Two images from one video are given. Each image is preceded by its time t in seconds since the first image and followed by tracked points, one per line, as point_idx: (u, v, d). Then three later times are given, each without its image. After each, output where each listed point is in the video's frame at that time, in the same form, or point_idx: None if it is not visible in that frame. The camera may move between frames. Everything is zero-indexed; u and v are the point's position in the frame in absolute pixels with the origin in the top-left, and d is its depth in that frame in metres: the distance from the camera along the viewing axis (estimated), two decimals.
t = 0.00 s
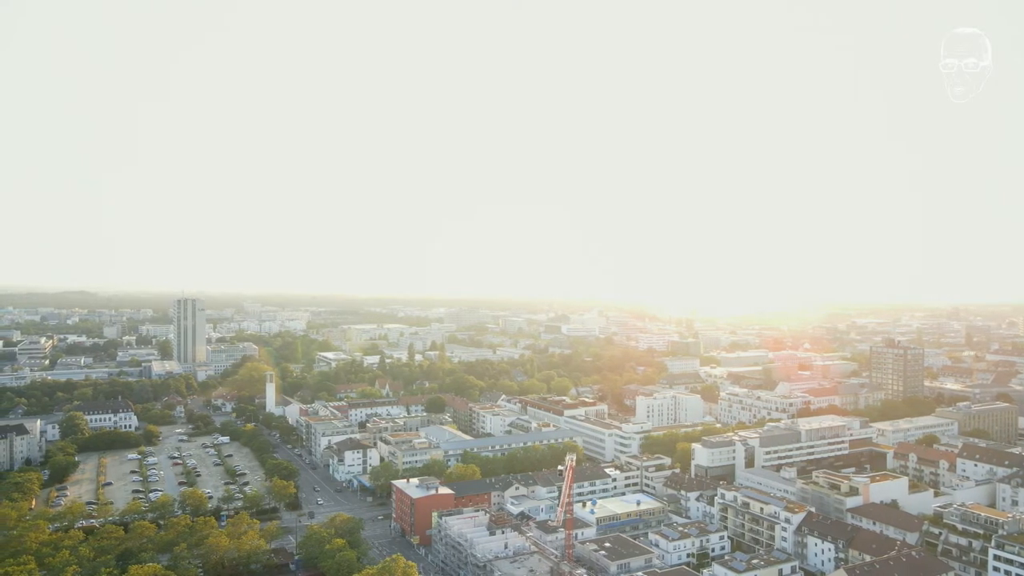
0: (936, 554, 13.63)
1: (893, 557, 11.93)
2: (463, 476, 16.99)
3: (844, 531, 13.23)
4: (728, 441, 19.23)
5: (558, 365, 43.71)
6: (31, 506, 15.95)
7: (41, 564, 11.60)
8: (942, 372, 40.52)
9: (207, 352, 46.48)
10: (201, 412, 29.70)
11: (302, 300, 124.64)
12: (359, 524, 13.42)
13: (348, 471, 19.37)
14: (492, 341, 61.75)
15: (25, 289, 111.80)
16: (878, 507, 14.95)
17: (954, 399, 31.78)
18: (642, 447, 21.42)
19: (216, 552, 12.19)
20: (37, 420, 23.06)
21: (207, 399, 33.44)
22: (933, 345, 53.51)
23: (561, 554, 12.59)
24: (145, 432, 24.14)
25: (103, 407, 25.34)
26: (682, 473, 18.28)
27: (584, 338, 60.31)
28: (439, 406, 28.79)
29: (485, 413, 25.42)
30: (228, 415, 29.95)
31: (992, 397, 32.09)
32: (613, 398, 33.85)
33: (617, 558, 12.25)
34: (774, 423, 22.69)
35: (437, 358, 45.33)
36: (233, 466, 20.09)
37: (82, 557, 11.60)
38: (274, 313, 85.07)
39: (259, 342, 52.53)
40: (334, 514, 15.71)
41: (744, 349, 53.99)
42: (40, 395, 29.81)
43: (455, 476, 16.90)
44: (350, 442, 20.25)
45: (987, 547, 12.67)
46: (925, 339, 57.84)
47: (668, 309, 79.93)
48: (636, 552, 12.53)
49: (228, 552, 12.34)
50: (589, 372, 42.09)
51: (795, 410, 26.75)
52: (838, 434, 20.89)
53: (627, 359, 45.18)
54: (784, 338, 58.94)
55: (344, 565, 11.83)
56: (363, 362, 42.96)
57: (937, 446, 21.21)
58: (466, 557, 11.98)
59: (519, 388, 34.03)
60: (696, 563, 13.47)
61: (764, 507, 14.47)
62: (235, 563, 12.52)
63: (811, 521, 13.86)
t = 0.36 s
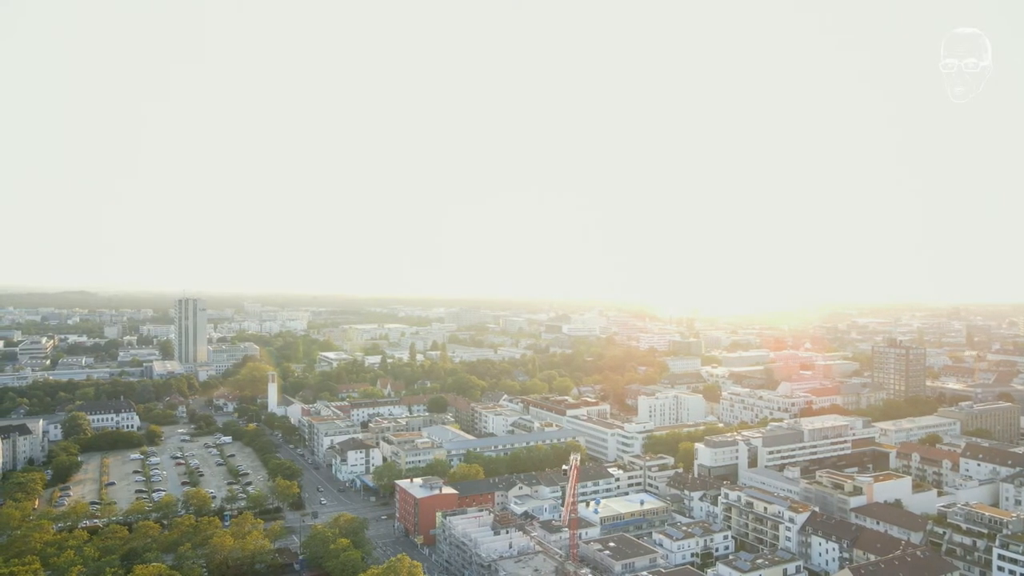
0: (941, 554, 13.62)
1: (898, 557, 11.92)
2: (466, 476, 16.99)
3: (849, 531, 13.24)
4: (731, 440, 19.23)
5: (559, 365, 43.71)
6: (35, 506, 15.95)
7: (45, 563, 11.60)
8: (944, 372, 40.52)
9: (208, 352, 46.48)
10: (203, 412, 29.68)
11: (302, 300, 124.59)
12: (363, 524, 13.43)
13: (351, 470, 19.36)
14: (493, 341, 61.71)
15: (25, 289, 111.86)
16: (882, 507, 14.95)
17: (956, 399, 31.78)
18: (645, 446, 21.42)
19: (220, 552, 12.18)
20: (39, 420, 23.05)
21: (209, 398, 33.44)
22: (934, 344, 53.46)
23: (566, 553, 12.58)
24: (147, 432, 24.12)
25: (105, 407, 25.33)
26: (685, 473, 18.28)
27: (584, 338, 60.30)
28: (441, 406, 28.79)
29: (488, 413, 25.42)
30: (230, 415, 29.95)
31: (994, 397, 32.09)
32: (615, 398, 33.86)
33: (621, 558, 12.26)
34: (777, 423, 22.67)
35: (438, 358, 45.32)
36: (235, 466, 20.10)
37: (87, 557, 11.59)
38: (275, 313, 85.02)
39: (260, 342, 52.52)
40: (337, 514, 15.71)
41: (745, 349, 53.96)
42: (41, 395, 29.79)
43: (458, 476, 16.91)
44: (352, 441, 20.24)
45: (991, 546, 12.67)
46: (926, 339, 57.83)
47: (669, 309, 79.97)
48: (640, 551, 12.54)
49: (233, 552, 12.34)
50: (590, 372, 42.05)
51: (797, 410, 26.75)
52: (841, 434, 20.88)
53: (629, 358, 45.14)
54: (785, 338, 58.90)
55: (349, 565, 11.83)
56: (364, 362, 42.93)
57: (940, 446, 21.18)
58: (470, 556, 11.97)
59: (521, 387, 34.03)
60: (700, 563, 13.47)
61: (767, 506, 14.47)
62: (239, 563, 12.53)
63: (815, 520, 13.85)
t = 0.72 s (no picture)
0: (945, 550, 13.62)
1: (902, 554, 11.90)
2: (469, 473, 17.01)
3: (853, 527, 13.25)
4: (734, 437, 19.25)
5: (560, 362, 43.74)
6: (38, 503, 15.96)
7: (50, 560, 11.60)
8: (945, 369, 40.54)
9: (209, 349, 46.48)
10: (205, 410, 29.70)
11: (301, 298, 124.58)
12: (367, 521, 13.44)
13: (354, 468, 19.39)
14: (494, 338, 61.73)
15: (25, 286, 111.90)
16: (885, 503, 14.97)
17: (957, 396, 31.81)
18: (647, 443, 21.42)
19: (224, 549, 12.18)
20: (42, 417, 23.07)
21: (211, 395, 33.45)
22: (935, 341, 53.45)
23: (570, 550, 12.58)
24: (150, 429, 24.14)
25: (107, 404, 25.33)
26: (688, 469, 18.31)
27: (585, 335, 60.33)
28: (443, 403, 28.83)
29: (490, 410, 25.43)
30: (232, 413, 29.97)
31: (995, 394, 32.12)
32: (617, 395, 33.88)
33: (625, 554, 12.27)
34: (779, 420, 22.70)
35: (439, 355, 45.36)
36: (238, 463, 20.11)
37: (92, 554, 11.59)
38: (275, 310, 85.01)
39: (261, 339, 52.54)
40: (341, 511, 15.73)
41: (746, 346, 53.96)
42: (43, 392, 29.82)
43: (461, 473, 16.92)
44: (355, 438, 20.26)
45: (995, 543, 12.68)
46: (927, 335, 57.85)
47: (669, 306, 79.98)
48: (644, 548, 12.55)
49: (237, 549, 12.36)
50: (591, 369, 42.04)
51: (799, 407, 26.77)
52: (844, 431, 20.88)
53: (630, 355, 45.17)
54: (786, 335, 58.87)
55: (354, 562, 11.84)
56: (365, 359, 42.92)
57: (941, 443, 21.21)
58: (475, 553, 11.99)
59: (522, 384, 34.06)
60: (704, 559, 13.49)
61: (771, 503, 14.49)
62: (243, 560, 12.54)
63: (818, 517, 13.86)
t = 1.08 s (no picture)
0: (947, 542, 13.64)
1: (906, 545, 11.89)
2: (472, 466, 17.04)
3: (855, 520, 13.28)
4: (736, 430, 19.29)
5: (561, 355, 43.79)
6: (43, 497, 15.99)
7: (56, 554, 11.63)
8: (946, 362, 40.55)
9: (210, 343, 46.51)
10: (208, 403, 29.74)
11: (301, 291, 124.46)
12: (370, 514, 13.46)
13: (356, 461, 19.42)
14: (494, 332, 61.77)
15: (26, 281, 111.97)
16: (888, 496, 15.00)
17: (959, 389, 31.83)
18: (650, 436, 21.46)
19: (230, 542, 12.21)
20: (45, 411, 23.10)
21: (212, 389, 33.50)
22: (936, 335, 53.48)
23: (574, 543, 12.62)
24: (152, 422, 24.17)
25: (110, 398, 25.37)
26: (691, 462, 18.35)
27: (586, 329, 60.38)
28: (445, 396, 28.86)
29: (492, 403, 25.47)
30: (234, 406, 30.02)
31: (996, 387, 32.12)
32: (619, 388, 33.93)
33: (629, 547, 12.31)
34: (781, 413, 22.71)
35: (440, 348, 45.41)
36: (241, 457, 20.14)
37: (98, 547, 11.62)
38: (276, 303, 85.02)
39: (262, 333, 52.58)
40: (345, 504, 15.77)
41: (747, 339, 53.99)
42: (45, 386, 29.86)
43: (465, 466, 16.96)
44: (358, 431, 20.29)
45: (998, 535, 12.72)
46: (927, 328, 57.87)
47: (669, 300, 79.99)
48: (648, 541, 12.58)
49: (242, 542, 12.40)
50: (592, 363, 42.09)
51: (800, 400, 26.80)
52: (846, 424, 20.92)
53: (631, 349, 45.19)
54: (786, 328, 58.89)
55: (359, 554, 11.88)
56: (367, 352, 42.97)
57: (943, 435, 21.23)
58: (479, 546, 12.02)
59: (523, 377, 34.09)
60: (707, 552, 13.52)
61: (774, 496, 14.52)
62: (248, 553, 12.57)
63: (821, 510, 13.89)
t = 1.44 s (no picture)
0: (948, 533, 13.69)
1: (907, 536, 11.92)
2: (474, 458, 17.07)
3: (856, 511, 13.34)
4: (736, 422, 19.35)
5: (561, 347, 43.86)
6: (45, 489, 16.02)
7: (60, 545, 11.66)
8: (944, 354, 40.65)
9: (210, 336, 46.50)
10: (208, 395, 29.77)
11: (300, 284, 124.34)
12: (373, 505, 13.49)
13: (358, 453, 19.46)
14: (494, 324, 61.85)
15: (24, 274, 111.94)
16: (888, 488, 15.05)
17: (957, 380, 31.91)
18: (650, 428, 21.50)
19: (232, 533, 12.24)
20: (45, 403, 23.10)
21: (212, 381, 33.53)
22: (934, 327, 53.61)
23: (576, 535, 12.64)
24: (153, 415, 24.18)
25: (110, 390, 25.37)
26: (691, 454, 18.40)
27: (585, 321, 60.41)
28: (445, 388, 28.90)
29: (492, 395, 25.51)
30: (235, 398, 30.05)
31: (995, 378, 32.20)
32: (619, 380, 34.01)
33: (631, 538, 12.35)
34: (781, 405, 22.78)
35: (440, 340, 45.50)
36: (242, 449, 20.17)
37: (101, 539, 11.63)
38: (274, 295, 84.93)
39: (262, 325, 52.60)
40: (347, 496, 15.80)
41: (746, 331, 54.05)
42: (45, 378, 29.86)
43: (466, 458, 16.98)
44: (359, 424, 20.31)
45: (998, 526, 12.76)
46: (926, 320, 58.00)
47: (668, 292, 80.04)
48: (650, 532, 12.61)
49: (245, 534, 12.44)
50: (592, 355, 42.17)
51: (800, 392, 26.87)
52: (846, 416, 20.97)
53: (631, 341, 45.23)
54: (785, 320, 58.99)
55: (362, 546, 11.91)
56: (366, 345, 43.00)
57: (943, 427, 21.28)
58: (481, 537, 12.06)
59: (524, 370, 34.14)
60: (708, 543, 13.58)
61: (775, 488, 14.57)
62: (251, 545, 12.60)
63: (822, 502, 13.94)
